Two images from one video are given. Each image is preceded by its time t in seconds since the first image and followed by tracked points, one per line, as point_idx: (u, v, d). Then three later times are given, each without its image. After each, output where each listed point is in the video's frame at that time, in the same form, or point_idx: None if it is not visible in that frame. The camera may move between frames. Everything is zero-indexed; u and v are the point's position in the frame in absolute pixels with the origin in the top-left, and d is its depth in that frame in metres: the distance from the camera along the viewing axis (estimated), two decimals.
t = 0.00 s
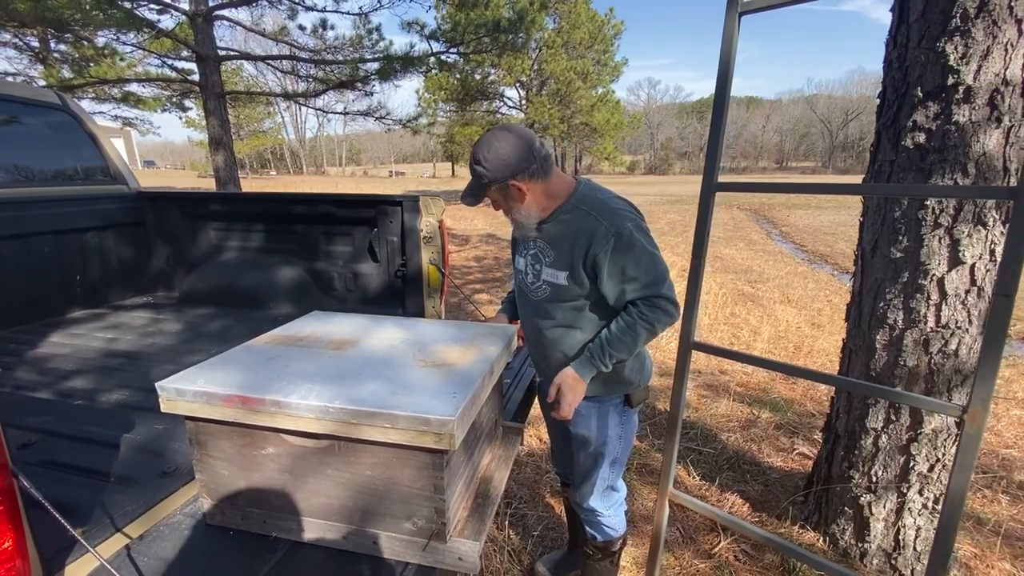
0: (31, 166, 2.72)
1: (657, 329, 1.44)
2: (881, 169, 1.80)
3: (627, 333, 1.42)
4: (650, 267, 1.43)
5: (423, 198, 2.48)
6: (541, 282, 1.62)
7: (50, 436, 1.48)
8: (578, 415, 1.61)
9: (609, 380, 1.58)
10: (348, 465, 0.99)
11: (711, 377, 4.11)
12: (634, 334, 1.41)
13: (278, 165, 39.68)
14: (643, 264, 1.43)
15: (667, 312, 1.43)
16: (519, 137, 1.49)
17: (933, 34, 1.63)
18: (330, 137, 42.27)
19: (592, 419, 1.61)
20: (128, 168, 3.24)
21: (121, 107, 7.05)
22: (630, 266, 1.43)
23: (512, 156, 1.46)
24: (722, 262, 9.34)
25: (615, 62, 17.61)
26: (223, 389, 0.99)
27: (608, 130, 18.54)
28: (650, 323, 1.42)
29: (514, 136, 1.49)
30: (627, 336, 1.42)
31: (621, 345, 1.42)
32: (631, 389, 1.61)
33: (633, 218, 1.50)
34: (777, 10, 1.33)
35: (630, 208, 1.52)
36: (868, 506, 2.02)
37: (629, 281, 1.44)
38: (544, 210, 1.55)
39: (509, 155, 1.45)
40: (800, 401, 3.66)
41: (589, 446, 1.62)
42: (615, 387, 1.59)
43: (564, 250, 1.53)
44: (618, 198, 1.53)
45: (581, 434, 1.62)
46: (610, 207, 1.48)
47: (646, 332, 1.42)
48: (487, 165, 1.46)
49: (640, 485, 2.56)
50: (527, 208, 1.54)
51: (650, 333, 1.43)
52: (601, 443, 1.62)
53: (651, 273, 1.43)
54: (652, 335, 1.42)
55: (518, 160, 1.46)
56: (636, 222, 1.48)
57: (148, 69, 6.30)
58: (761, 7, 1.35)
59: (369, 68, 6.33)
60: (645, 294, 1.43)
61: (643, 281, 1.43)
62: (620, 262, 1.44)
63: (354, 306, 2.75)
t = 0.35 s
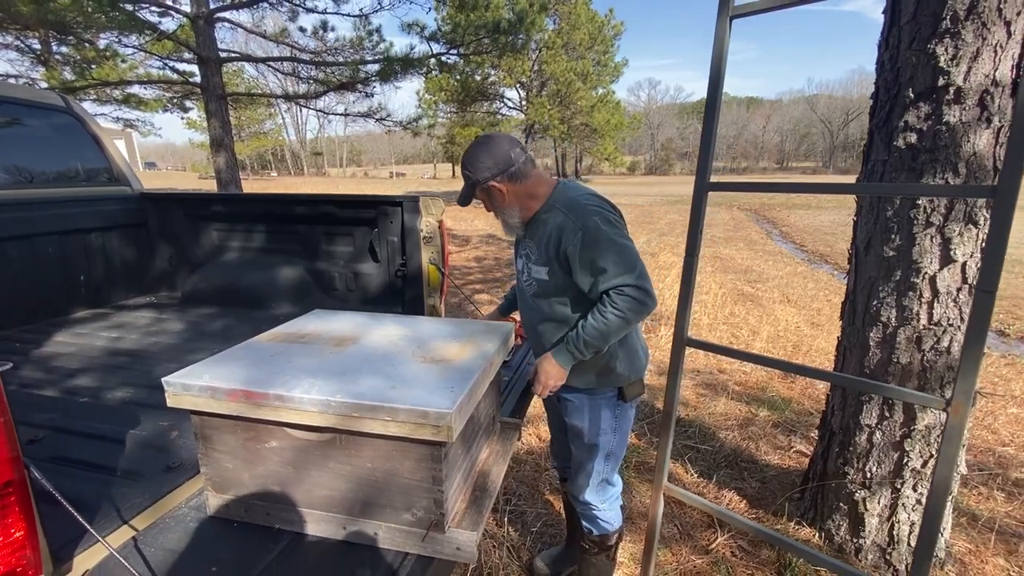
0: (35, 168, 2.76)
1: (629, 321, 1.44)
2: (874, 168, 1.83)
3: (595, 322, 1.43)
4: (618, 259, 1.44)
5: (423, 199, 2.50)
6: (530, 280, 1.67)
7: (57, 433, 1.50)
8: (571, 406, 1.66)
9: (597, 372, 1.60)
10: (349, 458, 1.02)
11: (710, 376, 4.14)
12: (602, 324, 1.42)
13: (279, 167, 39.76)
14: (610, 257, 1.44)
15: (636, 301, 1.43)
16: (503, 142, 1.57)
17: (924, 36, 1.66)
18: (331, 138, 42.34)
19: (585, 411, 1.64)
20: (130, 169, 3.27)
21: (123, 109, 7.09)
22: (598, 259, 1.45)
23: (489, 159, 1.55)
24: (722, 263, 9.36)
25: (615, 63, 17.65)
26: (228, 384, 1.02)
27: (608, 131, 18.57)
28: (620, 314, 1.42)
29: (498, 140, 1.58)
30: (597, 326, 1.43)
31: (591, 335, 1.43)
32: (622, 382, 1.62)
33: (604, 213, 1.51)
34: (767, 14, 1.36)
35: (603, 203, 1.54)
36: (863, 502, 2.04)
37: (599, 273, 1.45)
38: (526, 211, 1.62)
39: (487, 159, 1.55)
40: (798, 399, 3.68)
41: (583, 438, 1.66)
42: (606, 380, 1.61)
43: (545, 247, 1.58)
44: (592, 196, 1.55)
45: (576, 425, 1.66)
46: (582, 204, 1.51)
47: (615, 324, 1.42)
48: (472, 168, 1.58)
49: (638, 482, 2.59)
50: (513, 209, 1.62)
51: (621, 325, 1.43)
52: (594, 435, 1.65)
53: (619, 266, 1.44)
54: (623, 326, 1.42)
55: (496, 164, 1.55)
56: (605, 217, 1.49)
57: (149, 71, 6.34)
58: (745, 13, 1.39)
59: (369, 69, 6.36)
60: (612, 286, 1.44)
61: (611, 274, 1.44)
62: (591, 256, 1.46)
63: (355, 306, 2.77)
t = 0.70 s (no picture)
0: (38, 169, 2.78)
1: (576, 322, 1.49)
2: (869, 168, 1.85)
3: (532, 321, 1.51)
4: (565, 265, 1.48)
5: (423, 199, 2.52)
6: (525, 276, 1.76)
7: (62, 430, 1.52)
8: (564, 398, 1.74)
9: (582, 366, 1.67)
10: (352, 452, 1.04)
11: (709, 375, 4.16)
12: (543, 323, 1.48)
13: (278, 168, 39.80)
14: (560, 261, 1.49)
15: (580, 305, 1.47)
16: (499, 149, 1.67)
17: (917, 37, 1.68)
18: (330, 139, 42.37)
19: (576, 406, 1.71)
20: (131, 170, 3.29)
21: (123, 110, 7.11)
22: (550, 261, 1.50)
23: (484, 167, 1.67)
24: (722, 263, 9.38)
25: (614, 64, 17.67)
26: (232, 381, 1.04)
27: (608, 131, 18.61)
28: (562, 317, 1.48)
29: (495, 146, 1.68)
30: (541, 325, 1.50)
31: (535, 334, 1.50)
32: (613, 377, 1.68)
33: (571, 217, 1.53)
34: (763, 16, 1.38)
35: (580, 207, 1.56)
36: (859, 499, 2.06)
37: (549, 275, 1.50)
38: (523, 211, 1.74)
39: (483, 168, 1.67)
40: (796, 398, 3.70)
41: (575, 432, 1.73)
42: (589, 374, 1.68)
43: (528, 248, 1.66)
44: (566, 198, 1.57)
45: (567, 417, 1.73)
46: (552, 207, 1.55)
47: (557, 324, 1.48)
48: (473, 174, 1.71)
49: (636, 480, 2.60)
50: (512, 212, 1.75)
51: (564, 326, 1.49)
52: (584, 429, 1.72)
53: (566, 269, 1.48)
54: (564, 327, 1.47)
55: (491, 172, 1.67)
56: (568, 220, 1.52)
57: (149, 72, 6.36)
58: (744, 14, 1.41)
59: (369, 70, 6.39)
60: (557, 288, 1.48)
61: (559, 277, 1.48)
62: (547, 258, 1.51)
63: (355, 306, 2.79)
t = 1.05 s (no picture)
0: (38, 169, 2.79)
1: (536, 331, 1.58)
2: (865, 168, 1.87)
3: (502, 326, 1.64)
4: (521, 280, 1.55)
5: (423, 199, 2.54)
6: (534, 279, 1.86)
7: (64, 428, 1.54)
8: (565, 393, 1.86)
9: (575, 367, 1.77)
10: (354, 449, 1.05)
11: (707, 375, 4.18)
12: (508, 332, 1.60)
13: (277, 168, 39.77)
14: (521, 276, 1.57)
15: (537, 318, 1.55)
16: (503, 152, 1.70)
17: (912, 39, 1.69)
18: (329, 140, 42.39)
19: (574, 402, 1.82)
20: (131, 170, 3.30)
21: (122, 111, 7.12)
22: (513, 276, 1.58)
23: (487, 171, 1.72)
24: (720, 263, 9.40)
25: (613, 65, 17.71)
26: (235, 378, 1.05)
27: (606, 132, 18.65)
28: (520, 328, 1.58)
29: (499, 149, 1.71)
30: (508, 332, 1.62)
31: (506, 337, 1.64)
32: (606, 381, 1.73)
33: (541, 235, 1.57)
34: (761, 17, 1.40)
35: (555, 222, 1.59)
36: (856, 497, 2.08)
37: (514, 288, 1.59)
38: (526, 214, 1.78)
39: (486, 171, 1.72)
40: (794, 398, 3.72)
41: (574, 427, 1.84)
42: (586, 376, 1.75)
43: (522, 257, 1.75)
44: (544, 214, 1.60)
45: (567, 413, 1.86)
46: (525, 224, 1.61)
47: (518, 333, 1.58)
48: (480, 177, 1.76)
49: (634, 479, 2.62)
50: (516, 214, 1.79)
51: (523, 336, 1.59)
52: (581, 426, 1.82)
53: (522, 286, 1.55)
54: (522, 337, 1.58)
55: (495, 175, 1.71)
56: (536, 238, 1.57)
57: (148, 73, 6.38)
58: (741, 16, 1.43)
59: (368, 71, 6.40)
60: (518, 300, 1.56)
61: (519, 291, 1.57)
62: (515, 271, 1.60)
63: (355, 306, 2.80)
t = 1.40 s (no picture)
0: (36, 169, 2.80)
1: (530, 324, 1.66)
2: (860, 170, 1.88)
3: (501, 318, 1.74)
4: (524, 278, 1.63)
5: (421, 200, 2.55)
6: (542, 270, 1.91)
7: (64, 429, 1.54)
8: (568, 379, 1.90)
9: (573, 356, 1.81)
10: (354, 448, 1.06)
11: (704, 375, 4.20)
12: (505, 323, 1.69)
13: (275, 169, 39.74)
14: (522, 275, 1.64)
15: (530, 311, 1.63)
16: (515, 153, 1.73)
17: (906, 41, 1.71)
18: (327, 141, 42.38)
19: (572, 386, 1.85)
20: (129, 171, 3.31)
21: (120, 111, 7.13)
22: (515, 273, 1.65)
23: (499, 169, 1.74)
24: (717, 264, 9.42)
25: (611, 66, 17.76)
26: (236, 377, 1.06)
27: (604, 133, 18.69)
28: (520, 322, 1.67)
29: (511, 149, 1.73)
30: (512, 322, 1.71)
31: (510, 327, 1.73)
32: (601, 369, 1.76)
33: (542, 234, 1.61)
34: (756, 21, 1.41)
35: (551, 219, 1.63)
36: (852, 495, 2.09)
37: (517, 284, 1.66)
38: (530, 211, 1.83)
39: (495, 168, 1.76)
40: (791, 397, 3.74)
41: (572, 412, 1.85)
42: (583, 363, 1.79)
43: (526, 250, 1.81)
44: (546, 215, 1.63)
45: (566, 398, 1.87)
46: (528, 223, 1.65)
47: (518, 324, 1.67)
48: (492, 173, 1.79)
49: (632, 479, 2.63)
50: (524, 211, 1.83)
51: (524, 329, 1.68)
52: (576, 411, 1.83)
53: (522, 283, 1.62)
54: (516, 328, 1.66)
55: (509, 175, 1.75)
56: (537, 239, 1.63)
57: (146, 74, 6.38)
58: (737, 19, 1.44)
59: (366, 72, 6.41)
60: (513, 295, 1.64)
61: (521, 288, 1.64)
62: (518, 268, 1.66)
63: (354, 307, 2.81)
